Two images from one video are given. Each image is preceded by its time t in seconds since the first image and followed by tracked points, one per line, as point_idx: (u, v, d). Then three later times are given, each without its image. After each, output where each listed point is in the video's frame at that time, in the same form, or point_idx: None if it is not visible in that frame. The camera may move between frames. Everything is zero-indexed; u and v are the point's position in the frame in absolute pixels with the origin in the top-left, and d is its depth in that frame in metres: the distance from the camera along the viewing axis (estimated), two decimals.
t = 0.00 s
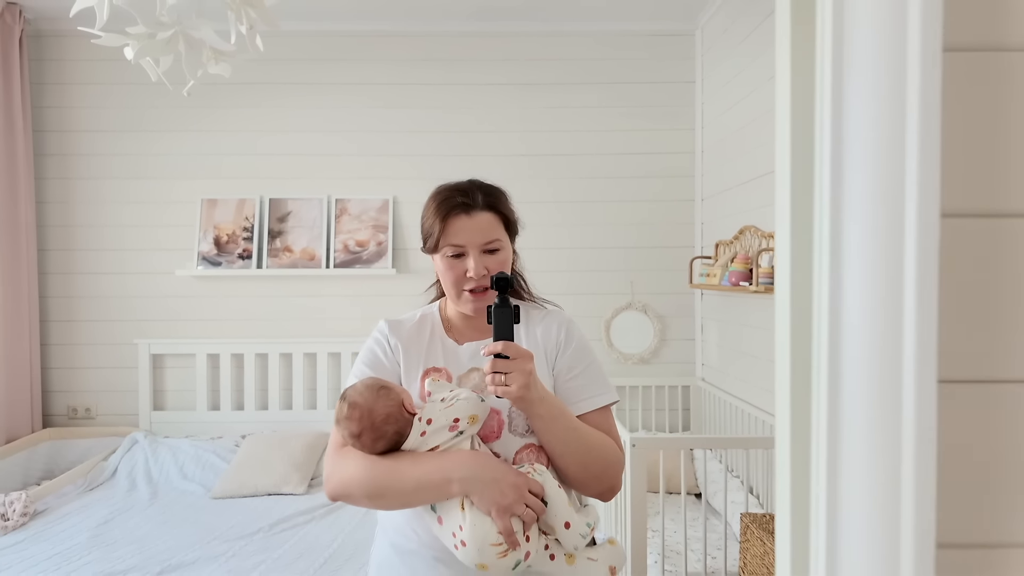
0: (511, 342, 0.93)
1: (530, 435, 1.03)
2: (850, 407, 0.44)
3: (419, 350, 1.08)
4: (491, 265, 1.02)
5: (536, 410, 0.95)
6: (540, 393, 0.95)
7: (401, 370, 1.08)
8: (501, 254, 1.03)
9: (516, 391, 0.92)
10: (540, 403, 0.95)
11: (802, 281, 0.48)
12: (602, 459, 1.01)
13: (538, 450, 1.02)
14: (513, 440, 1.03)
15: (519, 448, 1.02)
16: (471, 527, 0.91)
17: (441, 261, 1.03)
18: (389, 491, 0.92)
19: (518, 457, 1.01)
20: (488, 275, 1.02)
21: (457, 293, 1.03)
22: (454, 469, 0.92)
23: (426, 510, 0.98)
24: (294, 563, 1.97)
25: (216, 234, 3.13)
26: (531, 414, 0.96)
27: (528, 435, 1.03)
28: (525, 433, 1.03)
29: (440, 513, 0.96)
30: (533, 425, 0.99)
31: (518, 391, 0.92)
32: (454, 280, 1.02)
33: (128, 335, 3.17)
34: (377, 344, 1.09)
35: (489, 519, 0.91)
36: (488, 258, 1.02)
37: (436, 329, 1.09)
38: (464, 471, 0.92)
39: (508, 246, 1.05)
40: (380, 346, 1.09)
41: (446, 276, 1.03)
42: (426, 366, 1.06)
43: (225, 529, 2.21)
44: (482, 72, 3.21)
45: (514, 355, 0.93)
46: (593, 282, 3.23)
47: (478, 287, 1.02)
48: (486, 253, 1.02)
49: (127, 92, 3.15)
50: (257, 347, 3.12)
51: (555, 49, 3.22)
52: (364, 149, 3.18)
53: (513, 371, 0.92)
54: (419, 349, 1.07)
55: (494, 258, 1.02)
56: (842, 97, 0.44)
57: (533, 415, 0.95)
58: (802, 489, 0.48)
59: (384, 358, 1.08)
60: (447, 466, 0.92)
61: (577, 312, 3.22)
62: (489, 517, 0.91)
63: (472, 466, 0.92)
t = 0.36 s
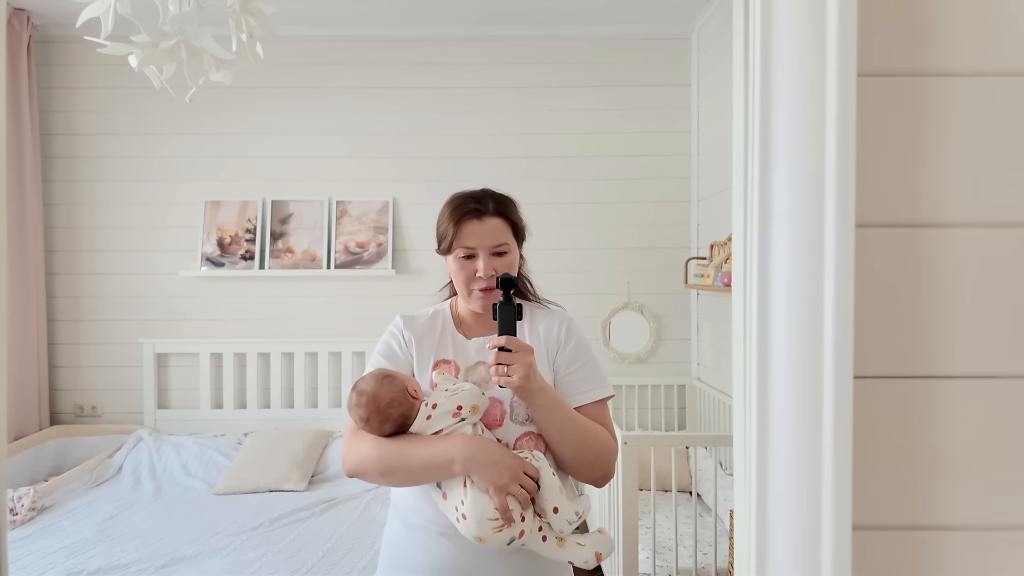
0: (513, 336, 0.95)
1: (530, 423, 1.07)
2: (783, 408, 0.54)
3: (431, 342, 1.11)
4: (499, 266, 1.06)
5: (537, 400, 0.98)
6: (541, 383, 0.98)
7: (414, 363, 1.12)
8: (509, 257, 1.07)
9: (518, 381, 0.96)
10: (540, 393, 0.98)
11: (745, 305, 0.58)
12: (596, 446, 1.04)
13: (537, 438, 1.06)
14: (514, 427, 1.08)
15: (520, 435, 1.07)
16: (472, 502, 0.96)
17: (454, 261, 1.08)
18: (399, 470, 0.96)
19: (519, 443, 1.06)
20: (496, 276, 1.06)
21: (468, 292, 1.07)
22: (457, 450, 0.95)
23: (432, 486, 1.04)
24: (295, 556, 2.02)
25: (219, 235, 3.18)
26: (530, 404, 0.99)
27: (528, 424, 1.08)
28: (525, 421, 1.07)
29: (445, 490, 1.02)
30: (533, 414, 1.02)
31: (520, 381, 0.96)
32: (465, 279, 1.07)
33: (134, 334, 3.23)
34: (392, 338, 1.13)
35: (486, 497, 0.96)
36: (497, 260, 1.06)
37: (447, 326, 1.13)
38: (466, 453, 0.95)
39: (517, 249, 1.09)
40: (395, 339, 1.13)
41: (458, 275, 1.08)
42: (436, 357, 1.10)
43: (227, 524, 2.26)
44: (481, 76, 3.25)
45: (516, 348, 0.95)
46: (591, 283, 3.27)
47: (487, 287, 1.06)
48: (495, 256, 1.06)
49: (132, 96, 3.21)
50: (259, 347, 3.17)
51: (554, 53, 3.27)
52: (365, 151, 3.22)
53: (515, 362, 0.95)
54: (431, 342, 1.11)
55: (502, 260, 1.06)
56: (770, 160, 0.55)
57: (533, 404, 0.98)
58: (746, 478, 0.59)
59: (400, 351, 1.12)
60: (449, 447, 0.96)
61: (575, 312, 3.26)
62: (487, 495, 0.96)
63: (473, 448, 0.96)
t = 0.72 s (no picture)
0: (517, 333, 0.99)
1: (531, 418, 1.11)
2: (768, 406, 0.56)
3: (440, 339, 1.14)
4: (507, 267, 1.09)
5: (537, 395, 1.01)
6: (542, 378, 1.01)
7: (423, 361, 1.15)
8: (517, 259, 1.10)
9: (519, 376, 0.98)
10: (540, 388, 1.01)
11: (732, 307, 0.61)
12: (595, 440, 1.07)
13: (537, 432, 1.10)
14: (515, 421, 1.11)
15: (520, 429, 1.10)
16: (470, 489, 1.00)
17: (464, 260, 1.10)
18: (403, 458, 1.00)
19: (519, 436, 1.10)
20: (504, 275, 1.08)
21: (476, 290, 1.10)
22: (456, 441, 0.99)
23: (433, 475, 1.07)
24: (301, 552, 2.06)
25: (226, 236, 3.22)
26: (531, 398, 1.02)
27: (529, 419, 1.11)
28: (526, 416, 1.11)
29: (445, 479, 1.05)
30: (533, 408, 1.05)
31: (522, 375, 0.98)
32: (474, 277, 1.09)
33: (143, 334, 3.27)
34: (403, 336, 1.16)
35: (485, 485, 0.99)
36: (505, 261, 1.09)
37: (455, 326, 1.15)
38: (466, 444, 0.98)
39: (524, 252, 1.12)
40: (405, 337, 1.16)
41: (467, 274, 1.10)
42: (444, 354, 1.13)
43: (235, 520, 2.30)
44: (485, 78, 3.28)
45: (519, 344, 0.98)
46: (594, 284, 3.30)
47: (496, 286, 1.09)
48: (504, 256, 1.09)
49: (142, 99, 3.26)
50: (266, 346, 3.22)
51: (556, 56, 3.29)
52: (370, 153, 3.26)
53: (517, 358, 0.98)
54: (439, 340, 1.14)
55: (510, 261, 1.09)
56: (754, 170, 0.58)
57: (533, 399, 1.01)
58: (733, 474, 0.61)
59: (409, 349, 1.16)
60: (449, 438, 0.99)
61: (577, 313, 3.29)
62: (485, 483, 0.99)
63: (472, 438, 0.99)
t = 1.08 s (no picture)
0: (520, 333, 0.99)
1: (531, 416, 1.11)
2: (777, 392, 0.56)
3: (443, 333, 1.14)
4: (518, 263, 1.08)
5: (537, 394, 1.01)
6: (544, 378, 1.00)
7: (425, 354, 1.15)
8: (528, 254, 1.10)
9: (521, 376, 0.98)
10: (541, 388, 1.00)
11: (739, 293, 0.61)
12: (595, 439, 1.06)
13: (537, 430, 1.09)
14: (515, 419, 1.11)
15: (520, 426, 1.10)
16: (469, 486, 1.00)
17: (475, 254, 1.09)
18: (403, 453, 1.00)
19: (518, 433, 1.10)
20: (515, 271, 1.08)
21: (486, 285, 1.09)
22: (454, 438, 0.98)
23: (433, 471, 1.08)
24: (307, 548, 2.07)
25: (233, 234, 3.24)
26: (532, 397, 1.01)
27: (529, 417, 1.11)
28: (526, 414, 1.11)
29: (444, 475, 1.05)
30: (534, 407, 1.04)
31: (523, 375, 0.98)
32: (484, 272, 1.09)
33: (151, 331, 3.29)
34: (407, 328, 1.15)
35: (483, 482, 0.99)
36: (516, 257, 1.09)
37: (459, 319, 1.14)
38: (463, 442, 0.98)
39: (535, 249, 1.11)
40: (408, 329, 1.15)
41: (477, 269, 1.10)
42: (446, 349, 1.13)
43: (241, 516, 2.31)
44: (490, 76, 3.28)
45: (521, 344, 0.98)
46: (598, 281, 3.29)
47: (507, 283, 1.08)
48: (515, 252, 1.09)
49: (149, 98, 3.27)
50: (273, 343, 3.23)
51: (561, 53, 3.28)
52: (375, 151, 3.26)
53: (519, 358, 0.97)
54: (443, 333, 1.14)
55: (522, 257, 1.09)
56: (761, 155, 0.57)
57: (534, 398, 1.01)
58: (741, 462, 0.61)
59: (412, 342, 1.15)
60: (447, 436, 0.99)
61: (583, 310, 3.28)
62: (483, 481, 0.99)
63: (470, 437, 0.99)
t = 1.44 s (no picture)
0: (523, 334, 0.97)
1: (534, 417, 1.09)
2: (807, 389, 0.54)
3: (442, 333, 1.12)
4: (519, 265, 1.07)
5: (541, 395, 0.98)
6: (548, 380, 0.98)
7: (423, 353, 1.14)
8: (530, 256, 1.08)
9: (525, 377, 0.96)
10: (545, 389, 0.98)
11: (766, 285, 0.58)
12: (598, 439, 1.04)
13: (541, 431, 1.07)
14: (517, 420, 1.09)
15: (522, 427, 1.08)
16: (471, 490, 0.99)
17: (475, 257, 1.08)
18: (403, 456, 0.99)
19: (520, 435, 1.07)
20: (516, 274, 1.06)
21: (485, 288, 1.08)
22: (454, 442, 0.97)
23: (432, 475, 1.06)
24: (313, 548, 2.05)
25: (238, 232, 3.22)
26: (535, 398, 0.99)
27: (531, 417, 1.09)
28: (528, 414, 1.09)
29: (444, 479, 1.04)
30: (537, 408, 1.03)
31: (527, 376, 0.96)
32: (484, 275, 1.07)
33: (156, 330, 3.28)
34: (404, 327, 1.14)
35: (486, 486, 0.98)
36: (517, 259, 1.07)
37: (458, 318, 1.13)
38: (463, 447, 0.96)
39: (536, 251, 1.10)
40: (406, 329, 1.14)
41: (477, 272, 1.08)
42: (446, 350, 1.12)
43: (247, 515, 2.30)
44: (495, 73, 3.26)
45: (525, 345, 0.96)
46: (604, 280, 3.27)
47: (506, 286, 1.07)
48: (516, 255, 1.07)
49: (154, 95, 3.26)
50: (278, 342, 3.22)
51: (567, 50, 3.26)
52: (380, 148, 3.25)
53: (523, 359, 0.96)
54: (443, 331, 1.12)
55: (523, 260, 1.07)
56: (792, 140, 0.55)
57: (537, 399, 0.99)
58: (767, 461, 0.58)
59: (410, 341, 1.14)
60: (447, 441, 0.97)
61: (589, 309, 3.26)
62: (486, 486, 0.97)
63: (470, 442, 0.97)
